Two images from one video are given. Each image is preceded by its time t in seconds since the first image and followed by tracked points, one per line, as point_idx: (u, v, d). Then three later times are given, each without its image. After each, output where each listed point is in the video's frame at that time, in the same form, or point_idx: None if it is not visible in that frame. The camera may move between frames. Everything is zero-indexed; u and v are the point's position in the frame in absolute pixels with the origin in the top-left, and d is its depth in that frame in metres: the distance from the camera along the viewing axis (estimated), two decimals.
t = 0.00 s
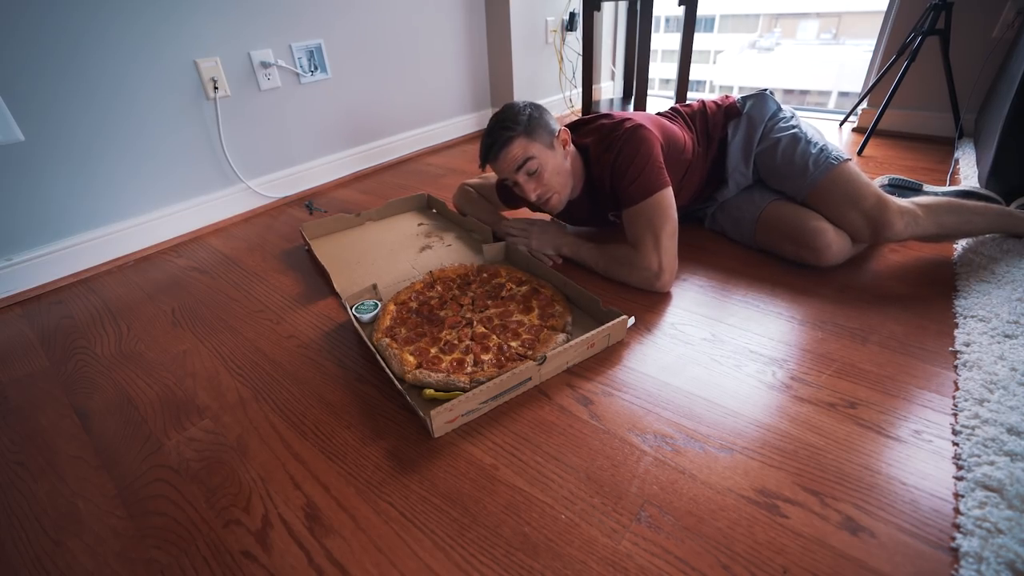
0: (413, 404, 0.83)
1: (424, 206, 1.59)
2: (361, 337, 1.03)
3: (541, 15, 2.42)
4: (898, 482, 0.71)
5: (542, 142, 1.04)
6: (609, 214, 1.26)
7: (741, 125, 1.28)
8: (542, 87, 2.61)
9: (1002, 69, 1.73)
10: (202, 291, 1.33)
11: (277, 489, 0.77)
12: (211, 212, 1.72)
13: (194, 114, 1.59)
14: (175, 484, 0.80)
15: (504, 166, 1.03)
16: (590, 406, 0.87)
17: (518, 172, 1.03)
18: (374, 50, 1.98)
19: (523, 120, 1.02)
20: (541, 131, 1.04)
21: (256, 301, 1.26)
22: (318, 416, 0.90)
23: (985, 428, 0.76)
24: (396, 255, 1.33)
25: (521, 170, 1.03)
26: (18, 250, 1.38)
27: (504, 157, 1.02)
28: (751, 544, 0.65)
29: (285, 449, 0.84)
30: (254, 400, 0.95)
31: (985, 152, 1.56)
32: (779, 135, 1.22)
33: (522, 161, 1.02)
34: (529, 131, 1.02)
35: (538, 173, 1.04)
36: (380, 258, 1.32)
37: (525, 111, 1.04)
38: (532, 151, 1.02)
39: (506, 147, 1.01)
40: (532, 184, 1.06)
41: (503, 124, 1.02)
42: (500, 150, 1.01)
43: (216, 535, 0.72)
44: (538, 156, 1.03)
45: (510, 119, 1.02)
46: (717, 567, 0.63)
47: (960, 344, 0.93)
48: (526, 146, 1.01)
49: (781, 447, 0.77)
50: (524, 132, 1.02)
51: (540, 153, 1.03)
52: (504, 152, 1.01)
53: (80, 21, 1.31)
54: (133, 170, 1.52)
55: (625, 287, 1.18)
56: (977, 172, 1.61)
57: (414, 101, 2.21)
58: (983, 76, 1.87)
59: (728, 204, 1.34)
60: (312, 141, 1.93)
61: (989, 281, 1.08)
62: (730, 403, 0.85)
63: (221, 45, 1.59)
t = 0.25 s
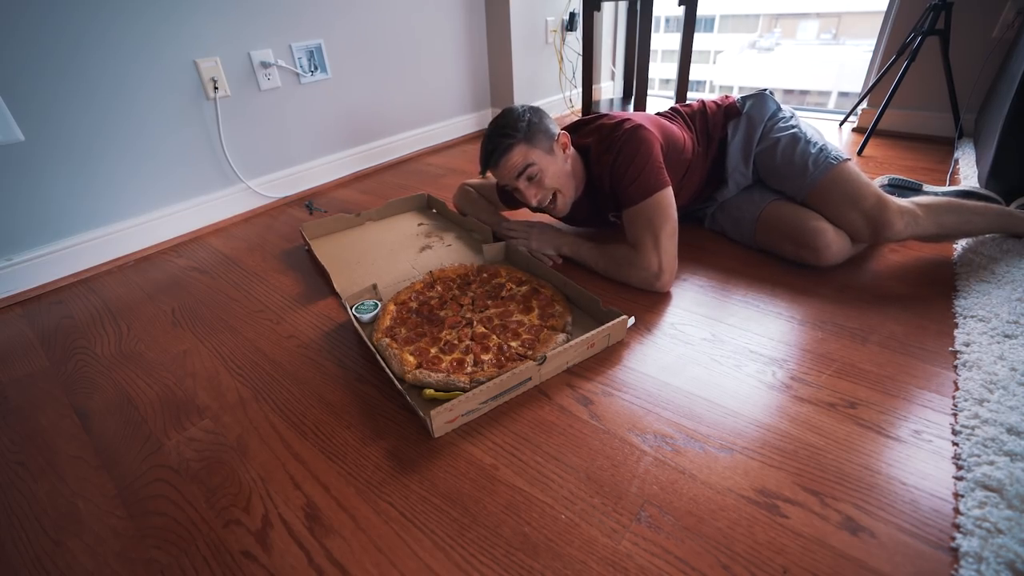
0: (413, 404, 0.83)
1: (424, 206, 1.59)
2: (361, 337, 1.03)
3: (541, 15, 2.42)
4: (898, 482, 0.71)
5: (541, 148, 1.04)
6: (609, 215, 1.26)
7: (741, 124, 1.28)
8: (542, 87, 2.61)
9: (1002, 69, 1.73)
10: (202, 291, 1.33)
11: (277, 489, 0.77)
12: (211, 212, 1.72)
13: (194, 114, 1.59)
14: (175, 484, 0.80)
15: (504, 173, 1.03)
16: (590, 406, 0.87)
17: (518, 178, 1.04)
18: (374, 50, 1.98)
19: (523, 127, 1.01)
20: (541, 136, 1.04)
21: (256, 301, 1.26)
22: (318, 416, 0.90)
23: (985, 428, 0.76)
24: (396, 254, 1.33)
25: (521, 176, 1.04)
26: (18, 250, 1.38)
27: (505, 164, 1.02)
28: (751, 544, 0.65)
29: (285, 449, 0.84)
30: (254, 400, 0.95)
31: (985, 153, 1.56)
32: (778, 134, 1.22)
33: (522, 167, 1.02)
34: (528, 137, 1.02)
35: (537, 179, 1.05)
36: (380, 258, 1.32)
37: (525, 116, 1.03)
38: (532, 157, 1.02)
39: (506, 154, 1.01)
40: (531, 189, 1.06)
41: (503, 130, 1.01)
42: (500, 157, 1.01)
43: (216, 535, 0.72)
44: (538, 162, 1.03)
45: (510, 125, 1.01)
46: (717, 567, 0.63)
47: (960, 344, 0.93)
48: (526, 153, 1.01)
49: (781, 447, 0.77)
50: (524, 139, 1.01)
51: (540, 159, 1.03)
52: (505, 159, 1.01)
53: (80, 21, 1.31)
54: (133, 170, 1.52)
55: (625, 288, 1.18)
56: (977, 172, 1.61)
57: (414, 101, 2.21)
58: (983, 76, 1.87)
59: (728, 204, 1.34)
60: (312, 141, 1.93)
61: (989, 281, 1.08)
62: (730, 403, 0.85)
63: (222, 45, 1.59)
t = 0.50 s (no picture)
0: (413, 404, 0.84)
1: (424, 206, 1.59)
2: (361, 337, 1.03)
3: (541, 15, 2.42)
4: (898, 482, 0.71)
5: (553, 123, 1.03)
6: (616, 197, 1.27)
7: (750, 119, 1.28)
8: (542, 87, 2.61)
9: (1002, 70, 1.73)
10: (202, 291, 1.33)
11: (277, 489, 0.77)
12: (211, 212, 1.72)
13: (193, 114, 1.59)
14: (175, 484, 0.80)
15: (513, 143, 1.03)
16: (590, 406, 0.87)
17: (526, 152, 1.04)
18: (374, 50, 1.98)
19: (537, 99, 1.01)
20: (554, 110, 1.03)
21: (256, 302, 1.26)
22: (318, 416, 0.90)
23: (985, 428, 0.76)
24: (396, 254, 1.33)
25: (529, 149, 1.04)
26: (18, 250, 1.38)
27: (514, 134, 1.02)
28: (751, 544, 0.65)
29: (285, 449, 0.84)
30: (254, 400, 0.95)
31: (985, 152, 1.56)
32: (788, 131, 1.23)
33: (531, 142, 1.02)
34: (541, 111, 1.01)
35: (545, 154, 1.05)
36: (381, 258, 1.32)
37: (540, 88, 1.02)
38: (542, 132, 1.02)
39: (517, 125, 1.00)
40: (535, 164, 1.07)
41: (517, 100, 1.00)
42: (511, 127, 1.01)
43: (216, 535, 0.72)
44: (547, 138, 1.03)
45: (524, 96, 1.00)
46: (717, 567, 0.63)
47: (960, 344, 0.93)
48: (537, 126, 1.01)
49: (781, 447, 0.77)
50: (537, 112, 1.01)
51: (549, 135, 1.03)
52: (515, 129, 1.01)
53: (80, 21, 1.31)
54: (133, 170, 1.52)
55: (625, 287, 1.18)
56: (977, 172, 1.61)
57: (414, 101, 2.21)
58: (982, 77, 1.87)
59: (723, 201, 1.34)
60: (312, 141, 1.93)
61: (989, 282, 1.08)
62: (730, 403, 0.85)
63: (221, 45, 1.59)
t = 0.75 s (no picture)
0: (413, 404, 0.84)
1: (424, 206, 1.59)
2: (361, 337, 1.03)
3: (541, 15, 2.42)
4: (897, 482, 0.71)
5: (573, 82, 1.01)
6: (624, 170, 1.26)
7: (765, 115, 1.28)
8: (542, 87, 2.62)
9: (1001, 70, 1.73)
10: (202, 291, 1.33)
11: (277, 489, 0.77)
12: (211, 213, 1.72)
13: (193, 114, 1.59)
14: (175, 484, 0.80)
15: (528, 94, 1.02)
16: (590, 406, 0.87)
17: (539, 105, 1.03)
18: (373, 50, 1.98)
19: (559, 52, 0.98)
20: (576, 68, 1.00)
21: (256, 301, 1.26)
22: (318, 416, 0.90)
23: (985, 428, 0.76)
24: (397, 255, 1.33)
25: (542, 104, 1.02)
26: (18, 250, 1.38)
27: (529, 87, 1.00)
28: (751, 544, 0.65)
29: (285, 449, 0.84)
30: (254, 400, 0.95)
31: (985, 152, 1.56)
32: (805, 128, 1.25)
33: (545, 97, 1.01)
34: (562, 66, 0.98)
35: (557, 113, 1.04)
36: (381, 258, 1.32)
37: (566, 42, 0.98)
38: (558, 89, 1.00)
39: (532, 78, 0.99)
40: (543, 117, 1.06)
41: (540, 50, 0.97)
42: (526, 79, 0.99)
43: (216, 535, 0.72)
44: (563, 96, 1.01)
45: (548, 47, 0.97)
46: (717, 567, 0.63)
47: (960, 344, 0.93)
48: (553, 84, 0.99)
49: (780, 447, 0.77)
50: (557, 67, 0.98)
51: (566, 93, 1.01)
52: (530, 82, 0.99)
53: (81, 21, 1.31)
54: (134, 170, 1.52)
55: (625, 287, 1.18)
56: (977, 171, 1.61)
57: (414, 101, 2.21)
58: (982, 77, 1.87)
59: (725, 196, 1.33)
60: (312, 142, 1.93)
61: (989, 282, 1.08)
62: (730, 403, 0.85)
63: (221, 45, 1.59)
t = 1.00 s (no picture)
0: (413, 404, 0.83)
1: (424, 206, 1.59)
2: (361, 337, 1.03)
3: (541, 15, 2.42)
4: (898, 482, 0.71)
5: (552, 98, 1.02)
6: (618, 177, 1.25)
7: (781, 112, 1.28)
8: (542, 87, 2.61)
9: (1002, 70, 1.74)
10: (202, 291, 1.33)
11: (277, 489, 0.77)
12: (211, 212, 1.72)
13: (193, 114, 1.59)
14: (174, 484, 0.80)
15: (508, 114, 1.04)
16: (590, 406, 0.87)
17: (520, 124, 1.05)
18: (373, 50, 1.98)
19: (534, 72, 1.00)
20: (553, 85, 1.01)
21: (256, 301, 1.26)
22: (318, 416, 0.90)
23: (985, 428, 0.76)
24: (396, 255, 1.33)
25: (523, 121, 1.05)
26: (18, 250, 1.38)
27: (508, 106, 1.02)
28: (751, 544, 0.65)
29: (285, 449, 0.84)
30: (254, 400, 0.95)
31: (986, 152, 1.56)
32: (822, 125, 1.26)
33: (525, 115, 1.03)
34: (537, 85, 1.00)
35: (539, 129, 1.06)
36: (381, 257, 1.32)
37: (541, 60, 1.00)
38: (537, 107, 1.02)
39: (510, 98, 1.01)
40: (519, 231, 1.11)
41: (515, 71, 1.00)
42: (505, 99, 1.02)
43: (215, 535, 0.72)
44: (542, 113, 1.03)
45: (522, 68, 1.00)
46: (717, 567, 0.63)
47: (960, 344, 0.93)
48: (530, 102, 1.00)
49: (780, 447, 0.77)
50: (532, 86, 1.00)
51: (545, 110, 1.03)
52: (509, 101, 1.02)
53: (81, 21, 1.31)
54: (134, 170, 1.52)
55: (626, 287, 1.18)
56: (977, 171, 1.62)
57: (414, 101, 2.21)
58: (982, 77, 1.87)
59: (731, 196, 1.33)
60: (312, 141, 1.93)
61: (989, 281, 1.08)
62: (729, 403, 0.85)
63: (221, 45, 1.59)
